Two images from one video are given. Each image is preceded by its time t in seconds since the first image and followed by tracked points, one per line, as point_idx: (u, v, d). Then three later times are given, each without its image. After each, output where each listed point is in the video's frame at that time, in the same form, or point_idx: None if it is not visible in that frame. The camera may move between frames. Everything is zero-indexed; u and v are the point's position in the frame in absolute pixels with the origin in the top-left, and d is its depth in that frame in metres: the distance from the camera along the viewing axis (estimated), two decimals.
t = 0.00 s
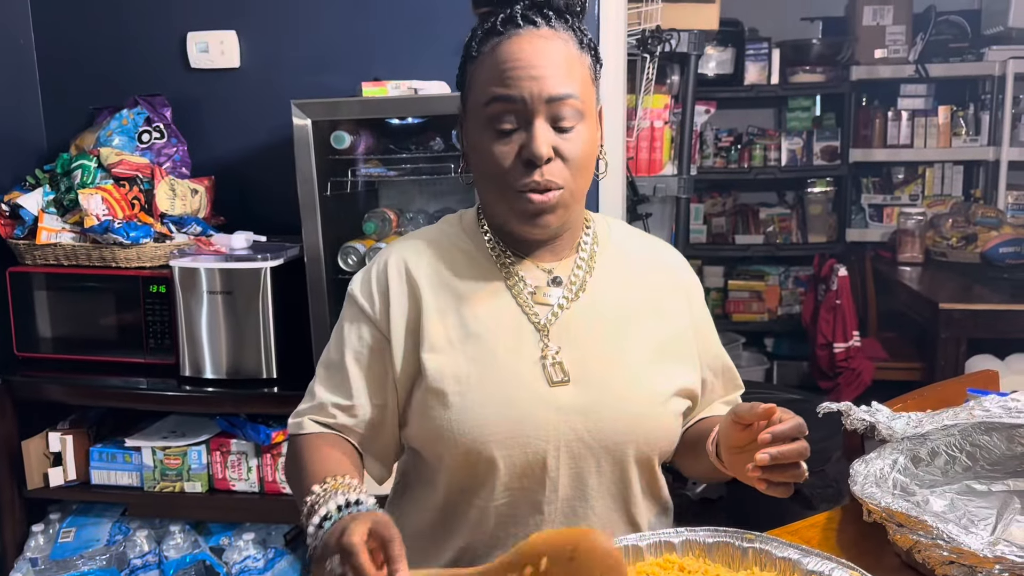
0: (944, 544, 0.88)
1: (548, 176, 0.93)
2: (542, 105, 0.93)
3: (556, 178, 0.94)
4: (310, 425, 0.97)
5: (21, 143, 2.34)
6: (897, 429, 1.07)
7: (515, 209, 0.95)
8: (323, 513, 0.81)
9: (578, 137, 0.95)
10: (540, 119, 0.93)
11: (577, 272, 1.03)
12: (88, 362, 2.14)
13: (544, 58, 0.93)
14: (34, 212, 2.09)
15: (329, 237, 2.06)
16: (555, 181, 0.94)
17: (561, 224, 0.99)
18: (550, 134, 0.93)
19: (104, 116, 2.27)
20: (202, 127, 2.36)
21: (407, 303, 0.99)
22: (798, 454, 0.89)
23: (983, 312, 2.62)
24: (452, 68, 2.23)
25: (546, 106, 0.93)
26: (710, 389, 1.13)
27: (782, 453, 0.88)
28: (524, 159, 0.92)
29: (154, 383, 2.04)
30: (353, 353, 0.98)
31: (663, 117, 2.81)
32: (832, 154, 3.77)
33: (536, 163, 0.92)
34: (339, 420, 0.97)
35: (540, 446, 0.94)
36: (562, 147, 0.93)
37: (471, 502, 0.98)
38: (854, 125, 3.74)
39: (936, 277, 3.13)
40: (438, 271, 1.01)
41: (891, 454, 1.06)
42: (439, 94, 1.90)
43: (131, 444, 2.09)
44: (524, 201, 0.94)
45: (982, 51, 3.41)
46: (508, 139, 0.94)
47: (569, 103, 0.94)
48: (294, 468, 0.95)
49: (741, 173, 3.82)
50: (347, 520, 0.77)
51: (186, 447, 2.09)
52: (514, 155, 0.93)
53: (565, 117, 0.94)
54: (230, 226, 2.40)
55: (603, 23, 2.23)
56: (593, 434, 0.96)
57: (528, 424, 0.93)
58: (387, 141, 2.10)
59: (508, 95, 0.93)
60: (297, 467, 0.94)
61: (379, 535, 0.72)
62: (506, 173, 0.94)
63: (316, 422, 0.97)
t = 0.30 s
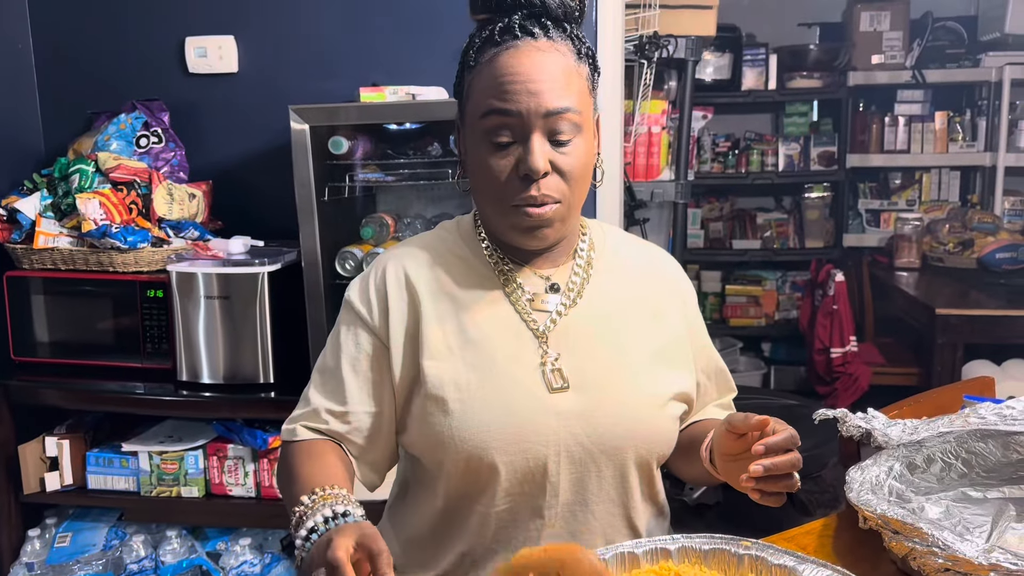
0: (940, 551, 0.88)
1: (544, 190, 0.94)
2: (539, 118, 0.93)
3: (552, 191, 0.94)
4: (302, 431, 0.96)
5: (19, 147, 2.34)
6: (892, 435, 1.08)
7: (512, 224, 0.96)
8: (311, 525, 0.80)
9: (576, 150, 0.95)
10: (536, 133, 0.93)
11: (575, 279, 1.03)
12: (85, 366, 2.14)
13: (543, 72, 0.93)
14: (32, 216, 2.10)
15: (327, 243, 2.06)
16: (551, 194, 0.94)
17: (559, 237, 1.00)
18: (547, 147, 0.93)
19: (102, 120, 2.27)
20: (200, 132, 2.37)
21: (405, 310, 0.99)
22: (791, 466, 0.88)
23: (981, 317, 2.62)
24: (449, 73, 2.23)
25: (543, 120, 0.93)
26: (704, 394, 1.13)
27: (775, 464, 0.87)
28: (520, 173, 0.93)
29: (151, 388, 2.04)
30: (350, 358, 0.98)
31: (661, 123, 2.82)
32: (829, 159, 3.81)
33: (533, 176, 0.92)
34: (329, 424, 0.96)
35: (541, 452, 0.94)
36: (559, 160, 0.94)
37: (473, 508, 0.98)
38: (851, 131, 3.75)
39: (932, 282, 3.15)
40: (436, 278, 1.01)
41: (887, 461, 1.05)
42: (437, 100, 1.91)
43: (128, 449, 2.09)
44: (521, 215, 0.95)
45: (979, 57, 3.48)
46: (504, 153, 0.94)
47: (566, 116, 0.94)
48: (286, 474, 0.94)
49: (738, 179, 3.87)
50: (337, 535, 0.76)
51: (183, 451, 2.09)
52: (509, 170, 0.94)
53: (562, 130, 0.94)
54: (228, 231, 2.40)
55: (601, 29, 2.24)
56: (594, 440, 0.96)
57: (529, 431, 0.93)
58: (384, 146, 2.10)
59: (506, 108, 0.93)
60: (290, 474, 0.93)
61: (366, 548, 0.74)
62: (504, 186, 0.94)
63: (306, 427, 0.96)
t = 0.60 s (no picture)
0: (937, 555, 0.88)
1: (538, 188, 0.93)
2: (539, 117, 0.93)
3: (546, 190, 0.94)
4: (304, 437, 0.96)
5: (17, 150, 2.34)
6: (890, 439, 1.06)
7: (505, 222, 0.96)
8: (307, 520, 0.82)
9: (574, 153, 0.95)
10: (533, 132, 0.93)
11: (571, 282, 1.04)
12: (83, 369, 2.14)
13: (543, 70, 0.93)
14: (30, 219, 2.10)
15: (325, 246, 2.06)
16: (545, 193, 0.94)
17: (552, 238, 0.99)
18: (544, 147, 0.93)
19: (100, 123, 2.27)
20: (198, 134, 2.37)
21: (400, 315, 0.99)
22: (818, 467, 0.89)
23: (979, 322, 2.63)
24: (448, 77, 2.23)
25: (541, 119, 0.93)
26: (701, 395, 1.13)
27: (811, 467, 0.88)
28: (515, 169, 0.92)
29: (148, 391, 2.03)
30: (346, 363, 0.97)
31: (659, 126, 2.84)
32: (827, 164, 3.82)
33: (527, 173, 0.92)
34: (330, 430, 0.96)
35: (540, 456, 0.94)
36: (556, 161, 0.94)
37: (472, 512, 0.98)
38: (849, 135, 3.77)
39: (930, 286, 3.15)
40: (432, 282, 1.01)
41: (885, 465, 1.06)
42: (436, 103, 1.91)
43: (125, 452, 2.08)
44: (513, 214, 0.95)
45: (976, 62, 3.46)
46: (500, 149, 0.94)
47: (565, 117, 0.94)
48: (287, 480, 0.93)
49: (737, 183, 3.86)
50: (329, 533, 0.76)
51: (180, 454, 2.08)
52: (505, 165, 0.93)
53: (561, 131, 0.94)
54: (226, 234, 2.40)
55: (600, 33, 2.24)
56: (592, 444, 0.96)
57: (527, 436, 0.93)
58: (382, 149, 2.11)
59: (505, 104, 0.93)
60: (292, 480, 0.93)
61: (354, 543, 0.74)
62: (498, 183, 0.94)
63: (308, 434, 0.97)
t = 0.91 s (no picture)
0: (934, 563, 0.85)
1: (517, 184, 0.92)
2: (530, 111, 0.93)
3: (526, 188, 0.92)
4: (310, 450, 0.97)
5: (16, 153, 2.34)
6: (887, 445, 1.03)
7: (483, 214, 0.94)
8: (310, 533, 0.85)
9: (563, 158, 0.94)
10: (524, 128, 0.93)
11: (563, 292, 1.03)
12: (81, 373, 2.14)
13: (548, 70, 0.94)
14: (28, 223, 2.10)
15: (322, 250, 2.06)
16: (525, 191, 0.92)
17: (528, 243, 0.96)
18: (533, 144, 0.93)
19: (99, 126, 2.27)
20: (197, 138, 2.37)
21: (391, 323, 0.98)
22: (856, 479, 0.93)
23: (978, 327, 2.63)
24: (448, 81, 2.24)
25: (535, 116, 0.93)
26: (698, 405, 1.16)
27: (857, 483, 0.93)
28: (500, 160, 0.92)
29: (146, 396, 2.03)
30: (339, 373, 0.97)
31: (657, 132, 2.87)
32: (824, 168, 3.76)
33: (510, 166, 0.91)
34: (334, 442, 0.97)
35: (531, 469, 0.94)
36: (543, 162, 0.93)
37: (464, 522, 0.98)
38: (847, 140, 3.77)
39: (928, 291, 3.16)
40: (422, 290, 1.00)
41: (882, 472, 1.01)
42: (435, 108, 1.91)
43: (122, 456, 2.08)
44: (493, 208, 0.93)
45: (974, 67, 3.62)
46: (490, 142, 0.94)
47: (561, 119, 0.94)
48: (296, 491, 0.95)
49: (734, 186, 3.80)
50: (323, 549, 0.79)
51: (177, 459, 2.08)
52: (492, 154, 0.93)
53: (552, 132, 0.94)
54: (225, 238, 2.40)
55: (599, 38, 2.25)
56: (583, 456, 0.96)
57: (516, 449, 0.93)
58: (381, 154, 2.11)
59: (503, 95, 0.94)
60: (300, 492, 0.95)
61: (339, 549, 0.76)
62: (482, 173, 0.93)
63: (315, 449, 0.98)
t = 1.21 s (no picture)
0: (928, 567, 0.83)
1: (520, 196, 0.92)
2: (535, 122, 0.93)
3: (530, 199, 0.92)
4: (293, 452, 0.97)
5: (13, 155, 2.34)
6: (882, 449, 1.00)
7: (484, 224, 0.94)
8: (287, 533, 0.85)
9: (565, 167, 0.95)
10: (527, 139, 0.93)
11: (554, 299, 1.03)
12: (77, 376, 2.14)
13: (550, 77, 0.94)
14: (24, 225, 2.09)
15: (319, 252, 2.06)
16: (528, 202, 0.92)
17: (527, 250, 0.97)
18: (535, 153, 0.93)
19: (96, 129, 2.27)
20: (195, 141, 2.37)
21: (382, 329, 0.98)
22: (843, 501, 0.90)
23: (975, 331, 2.63)
24: (445, 84, 2.24)
25: (538, 125, 0.93)
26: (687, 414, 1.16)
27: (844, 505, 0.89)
28: (502, 171, 0.92)
29: (142, 398, 2.03)
30: (327, 378, 0.97)
31: (654, 135, 2.87)
32: (823, 172, 3.79)
33: (513, 178, 0.91)
34: (318, 446, 0.97)
35: (518, 479, 0.93)
36: (546, 172, 0.93)
37: (450, 532, 0.97)
38: (846, 144, 3.78)
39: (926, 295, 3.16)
40: (412, 296, 1.00)
41: (877, 475, 0.99)
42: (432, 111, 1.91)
43: (118, 459, 2.08)
44: (494, 217, 0.93)
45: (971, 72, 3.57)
46: (492, 151, 0.94)
47: (562, 127, 0.94)
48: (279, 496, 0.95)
49: (733, 192, 3.88)
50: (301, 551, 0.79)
51: (173, 462, 2.07)
52: (494, 165, 0.92)
53: (556, 142, 0.95)
54: (222, 241, 2.40)
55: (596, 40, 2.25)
56: (570, 466, 0.95)
57: (504, 458, 0.93)
58: (376, 157, 2.11)
59: (504, 103, 0.93)
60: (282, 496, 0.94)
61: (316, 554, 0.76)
62: (483, 184, 0.93)
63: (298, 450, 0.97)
